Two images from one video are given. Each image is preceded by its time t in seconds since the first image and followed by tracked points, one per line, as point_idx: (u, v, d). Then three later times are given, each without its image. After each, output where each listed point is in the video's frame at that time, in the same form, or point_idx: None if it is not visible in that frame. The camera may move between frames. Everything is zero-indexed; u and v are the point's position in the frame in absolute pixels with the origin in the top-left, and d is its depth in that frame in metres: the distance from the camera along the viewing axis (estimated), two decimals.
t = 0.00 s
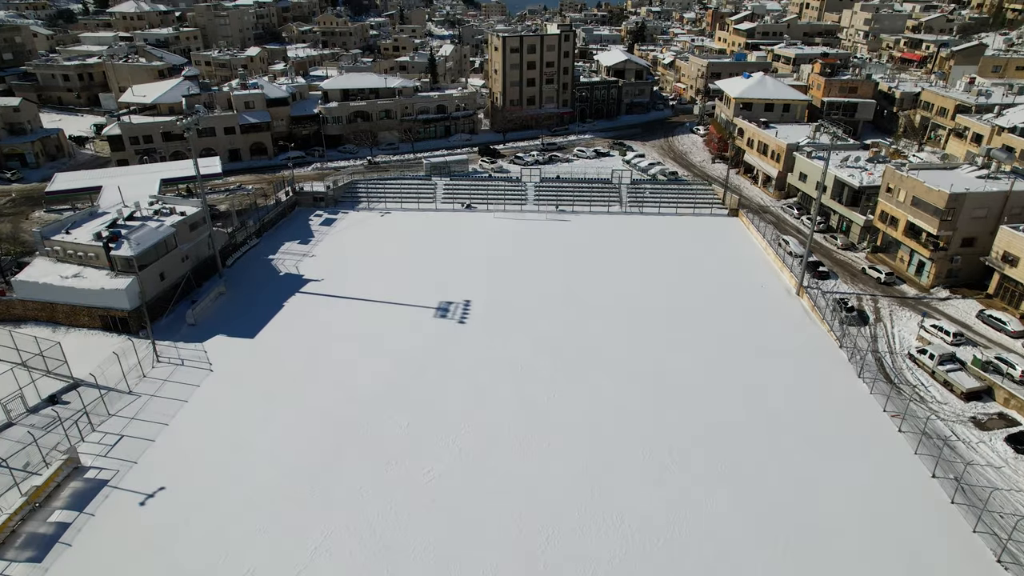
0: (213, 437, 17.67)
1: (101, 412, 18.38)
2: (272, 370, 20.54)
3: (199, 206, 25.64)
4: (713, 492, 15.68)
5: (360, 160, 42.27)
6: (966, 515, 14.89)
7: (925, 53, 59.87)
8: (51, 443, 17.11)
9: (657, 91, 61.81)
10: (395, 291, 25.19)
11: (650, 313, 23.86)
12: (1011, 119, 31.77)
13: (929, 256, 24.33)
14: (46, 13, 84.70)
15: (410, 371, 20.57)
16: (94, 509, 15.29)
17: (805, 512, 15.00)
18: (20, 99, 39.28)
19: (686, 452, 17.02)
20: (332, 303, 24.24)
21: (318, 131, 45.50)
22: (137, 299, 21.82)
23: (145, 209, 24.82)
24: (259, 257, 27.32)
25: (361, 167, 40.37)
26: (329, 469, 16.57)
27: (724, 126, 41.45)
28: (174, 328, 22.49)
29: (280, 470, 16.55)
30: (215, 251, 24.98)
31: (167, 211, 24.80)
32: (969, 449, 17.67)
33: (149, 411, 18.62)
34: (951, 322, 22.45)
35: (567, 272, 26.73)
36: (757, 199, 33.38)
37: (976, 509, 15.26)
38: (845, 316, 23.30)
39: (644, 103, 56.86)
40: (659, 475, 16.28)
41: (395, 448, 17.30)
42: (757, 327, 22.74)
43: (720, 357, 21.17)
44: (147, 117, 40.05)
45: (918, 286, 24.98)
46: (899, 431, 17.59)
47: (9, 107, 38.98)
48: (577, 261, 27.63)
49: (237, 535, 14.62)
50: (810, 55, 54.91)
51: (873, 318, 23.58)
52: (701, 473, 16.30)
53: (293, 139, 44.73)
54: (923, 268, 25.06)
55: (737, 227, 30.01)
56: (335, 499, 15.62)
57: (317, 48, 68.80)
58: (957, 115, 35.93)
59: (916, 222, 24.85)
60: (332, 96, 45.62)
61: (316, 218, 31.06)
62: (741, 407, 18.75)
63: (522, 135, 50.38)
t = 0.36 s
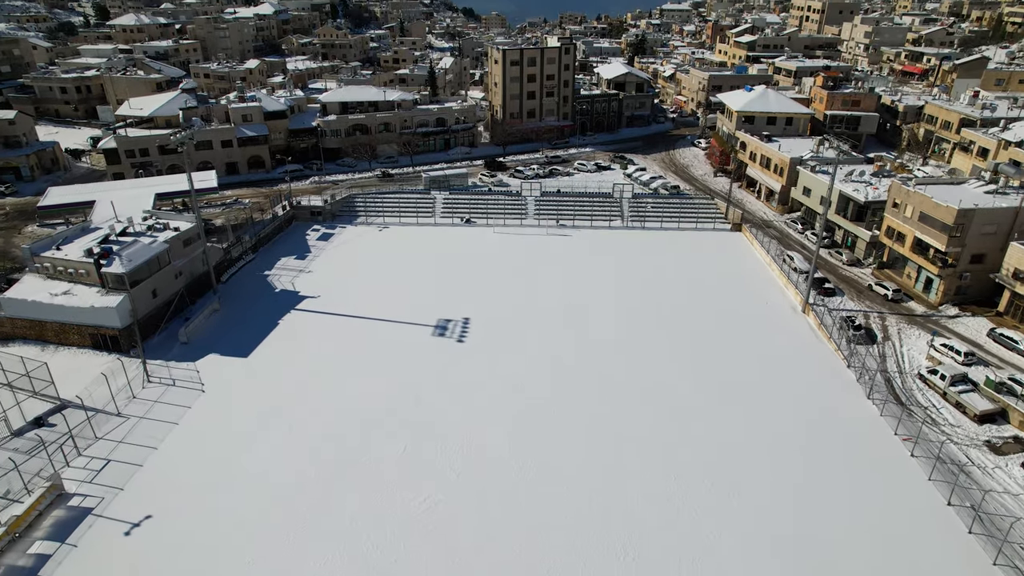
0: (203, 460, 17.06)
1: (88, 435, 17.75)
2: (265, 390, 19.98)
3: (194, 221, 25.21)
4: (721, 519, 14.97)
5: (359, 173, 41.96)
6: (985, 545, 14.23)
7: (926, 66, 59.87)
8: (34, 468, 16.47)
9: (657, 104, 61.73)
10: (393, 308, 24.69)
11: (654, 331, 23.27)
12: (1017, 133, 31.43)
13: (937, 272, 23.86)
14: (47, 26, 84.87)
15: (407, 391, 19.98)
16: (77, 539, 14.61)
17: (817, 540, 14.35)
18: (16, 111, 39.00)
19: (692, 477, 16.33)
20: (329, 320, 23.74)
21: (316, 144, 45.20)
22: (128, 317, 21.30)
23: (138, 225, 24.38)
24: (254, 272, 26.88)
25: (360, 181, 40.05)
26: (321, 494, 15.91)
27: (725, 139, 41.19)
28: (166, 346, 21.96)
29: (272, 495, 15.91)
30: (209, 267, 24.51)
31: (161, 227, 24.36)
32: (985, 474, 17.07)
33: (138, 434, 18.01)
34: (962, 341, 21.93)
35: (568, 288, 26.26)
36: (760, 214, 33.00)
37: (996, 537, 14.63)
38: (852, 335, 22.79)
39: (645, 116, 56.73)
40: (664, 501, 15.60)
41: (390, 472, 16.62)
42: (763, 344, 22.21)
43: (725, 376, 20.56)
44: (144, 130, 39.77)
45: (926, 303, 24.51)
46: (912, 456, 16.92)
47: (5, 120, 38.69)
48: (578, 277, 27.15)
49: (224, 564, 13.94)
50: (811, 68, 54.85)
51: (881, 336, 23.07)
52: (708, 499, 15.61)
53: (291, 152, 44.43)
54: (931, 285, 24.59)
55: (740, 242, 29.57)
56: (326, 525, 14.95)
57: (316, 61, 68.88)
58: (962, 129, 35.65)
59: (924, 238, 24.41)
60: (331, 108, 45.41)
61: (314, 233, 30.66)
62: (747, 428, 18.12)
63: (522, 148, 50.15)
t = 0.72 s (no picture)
0: (192, 484, 16.44)
1: (73, 460, 17.08)
2: (257, 410, 19.39)
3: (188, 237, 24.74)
4: (729, 544, 14.31)
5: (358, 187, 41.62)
6: None
7: (927, 79, 59.79)
8: (15, 495, 15.78)
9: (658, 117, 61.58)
10: (390, 325, 24.16)
11: (656, 348, 22.74)
12: None
13: (947, 289, 23.35)
14: (47, 38, 84.91)
15: (403, 411, 19.40)
16: (57, 572, 13.89)
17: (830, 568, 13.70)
18: (11, 124, 38.63)
19: (698, 500, 15.67)
20: (324, 338, 23.21)
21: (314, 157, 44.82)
22: (118, 336, 20.72)
23: (131, 240, 23.94)
24: (249, 289, 26.39)
25: (358, 195, 39.69)
26: (312, 520, 15.23)
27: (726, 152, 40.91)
28: (157, 365, 21.39)
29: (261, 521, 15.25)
30: (203, 284, 24.00)
31: (154, 242, 23.91)
32: (1003, 502, 16.43)
33: (125, 458, 17.33)
34: (974, 361, 21.37)
35: (569, 304, 25.76)
36: (764, 228, 32.56)
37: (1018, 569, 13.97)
38: (861, 353, 22.24)
39: (646, 129, 56.54)
40: (670, 526, 14.91)
41: (384, 496, 15.96)
42: (769, 362, 21.66)
43: (729, 395, 19.99)
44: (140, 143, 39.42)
45: (935, 320, 23.98)
46: (927, 481, 16.25)
47: None
48: (579, 293, 26.65)
49: None
50: (813, 81, 54.70)
51: (890, 355, 22.51)
52: (716, 524, 14.93)
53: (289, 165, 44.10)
54: (940, 302, 24.08)
55: (744, 257, 29.10)
56: (316, 552, 14.31)
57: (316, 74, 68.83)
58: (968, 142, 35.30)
59: (932, 254, 23.93)
60: (330, 121, 45.15)
61: (310, 248, 30.25)
62: (754, 448, 17.52)
63: (522, 161, 49.87)
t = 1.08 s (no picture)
0: (178, 510, 15.76)
1: (56, 486, 16.40)
2: (248, 431, 18.76)
3: (181, 252, 24.25)
4: (735, 566, 13.88)
5: (356, 200, 41.24)
6: None
7: (929, 92, 59.61)
8: None
9: (659, 129, 61.38)
10: (388, 342, 23.61)
11: (658, 363, 22.35)
12: None
13: (956, 306, 22.84)
14: (47, 50, 84.97)
15: (399, 430, 18.83)
16: None
17: None
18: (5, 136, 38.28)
19: (702, 518, 15.28)
20: (320, 356, 22.65)
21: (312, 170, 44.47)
22: (107, 355, 20.14)
23: (123, 256, 23.46)
24: (243, 305, 25.87)
25: (356, 208, 39.31)
26: (303, 543, 14.68)
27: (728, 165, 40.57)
28: (148, 384, 20.81)
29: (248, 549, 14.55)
30: (195, 301, 23.47)
31: (146, 258, 23.42)
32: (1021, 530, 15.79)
33: (111, 483, 16.65)
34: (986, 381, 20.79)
35: (570, 320, 25.28)
36: (767, 242, 32.12)
37: None
38: (869, 372, 21.68)
39: (647, 141, 56.27)
40: (674, 547, 14.48)
41: (378, 518, 15.41)
42: (775, 380, 21.10)
43: (733, 411, 19.55)
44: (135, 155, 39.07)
45: (944, 338, 23.46)
46: (941, 508, 15.58)
47: None
48: (579, 308, 26.16)
49: None
50: (815, 93, 54.50)
51: (900, 374, 21.94)
52: (721, 545, 14.48)
53: (287, 178, 43.72)
54: (950, 319, 23.56)
55: (747, 273, 28.63)
56: None
57: (316, 86, 68.73)
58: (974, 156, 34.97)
59: (941, 270, 23.42)
60: (328, 134, 44.87)
61: (306, 263, 29.83)
62: (759, 466, 17.08)
63: (522, 174, 49.58)
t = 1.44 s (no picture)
0: (161, 537, 15.07)
1: (39, 512, 15.71)
2: (238, 453, 18.12)
3: (173, 267, 23.77)
4: None
5: (355, 214, 40.83)
6: None
7: (931, 103, 59.44)
8: None
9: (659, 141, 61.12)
10: (384, 359, 23.03)
11: (658, 377, 21.95)
12: None
13: (967, 324, 22.28)
14: (47, 61, 84.87)
15: (393, 449, 18.26)
16: None
17: None
18: None
19: (706, 538, 14.80)
20: (314, 374, 22.05)
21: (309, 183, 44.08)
22: (95, 374, 19.56)
23: (113, 272, 22.98)
24: (237, 322, 25.34)
25: (354, 222, 38.91)
26: (293, 567, 14.11)
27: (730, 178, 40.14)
28: (137, 405, 20.21)
29: None
30: (188, 318, 22.94)
31: (137, 273, 22.93)
32: None
33: (96, 509, 15.98)
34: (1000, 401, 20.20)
35: (570, 335, 24.80)
36: (771, 257, 31.65)
37: None
38: (878, 392, 21.09)
39: (647, 153, 55.98)
40: (677, 568, 14.00)
41: (372, 541, 14.84)
42: (781, 398, 20.52)
43: (735, 427, 19.08)
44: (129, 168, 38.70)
45: (954, 356, 22.92)
46: (957, 533, 14.99)
47: None
48: (579, 324, 25.67)
49: None
50: (817, 105, 54.24)
51: (910, 394, 21.34)
52: (727, 566, 14.00)
53: (284, 190, 43.28)
54: (960, 336, 23.01)
55: (751, 288, 28.12)
56: None
57: (316, 98, 68.54)
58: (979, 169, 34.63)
59: (950, 286, 22.91)
60: (326, 146, 44.53)
61: (302, 278, 29.36)
62: (764, 485, 16.61)
63: (522, 187, 49.23)
